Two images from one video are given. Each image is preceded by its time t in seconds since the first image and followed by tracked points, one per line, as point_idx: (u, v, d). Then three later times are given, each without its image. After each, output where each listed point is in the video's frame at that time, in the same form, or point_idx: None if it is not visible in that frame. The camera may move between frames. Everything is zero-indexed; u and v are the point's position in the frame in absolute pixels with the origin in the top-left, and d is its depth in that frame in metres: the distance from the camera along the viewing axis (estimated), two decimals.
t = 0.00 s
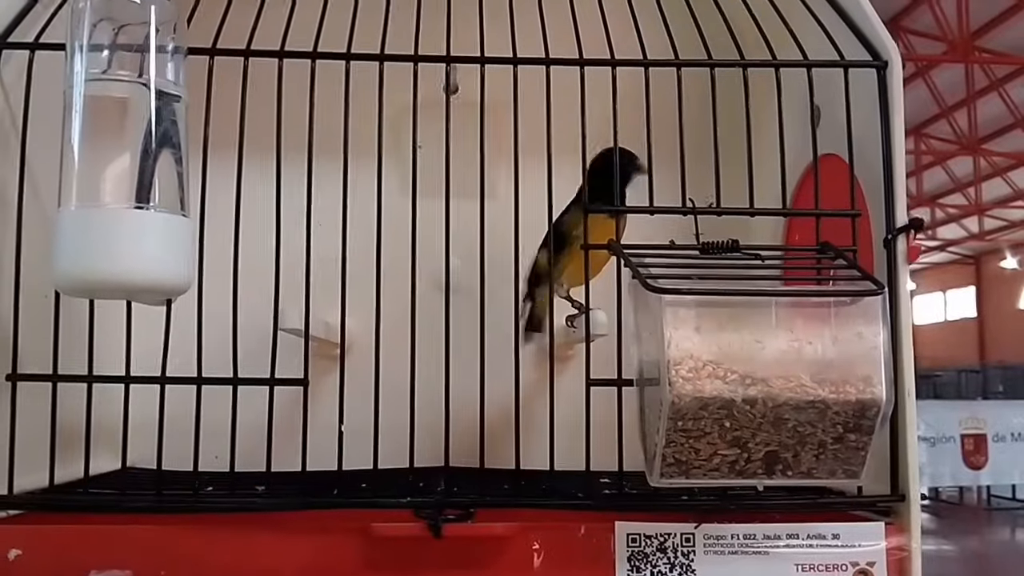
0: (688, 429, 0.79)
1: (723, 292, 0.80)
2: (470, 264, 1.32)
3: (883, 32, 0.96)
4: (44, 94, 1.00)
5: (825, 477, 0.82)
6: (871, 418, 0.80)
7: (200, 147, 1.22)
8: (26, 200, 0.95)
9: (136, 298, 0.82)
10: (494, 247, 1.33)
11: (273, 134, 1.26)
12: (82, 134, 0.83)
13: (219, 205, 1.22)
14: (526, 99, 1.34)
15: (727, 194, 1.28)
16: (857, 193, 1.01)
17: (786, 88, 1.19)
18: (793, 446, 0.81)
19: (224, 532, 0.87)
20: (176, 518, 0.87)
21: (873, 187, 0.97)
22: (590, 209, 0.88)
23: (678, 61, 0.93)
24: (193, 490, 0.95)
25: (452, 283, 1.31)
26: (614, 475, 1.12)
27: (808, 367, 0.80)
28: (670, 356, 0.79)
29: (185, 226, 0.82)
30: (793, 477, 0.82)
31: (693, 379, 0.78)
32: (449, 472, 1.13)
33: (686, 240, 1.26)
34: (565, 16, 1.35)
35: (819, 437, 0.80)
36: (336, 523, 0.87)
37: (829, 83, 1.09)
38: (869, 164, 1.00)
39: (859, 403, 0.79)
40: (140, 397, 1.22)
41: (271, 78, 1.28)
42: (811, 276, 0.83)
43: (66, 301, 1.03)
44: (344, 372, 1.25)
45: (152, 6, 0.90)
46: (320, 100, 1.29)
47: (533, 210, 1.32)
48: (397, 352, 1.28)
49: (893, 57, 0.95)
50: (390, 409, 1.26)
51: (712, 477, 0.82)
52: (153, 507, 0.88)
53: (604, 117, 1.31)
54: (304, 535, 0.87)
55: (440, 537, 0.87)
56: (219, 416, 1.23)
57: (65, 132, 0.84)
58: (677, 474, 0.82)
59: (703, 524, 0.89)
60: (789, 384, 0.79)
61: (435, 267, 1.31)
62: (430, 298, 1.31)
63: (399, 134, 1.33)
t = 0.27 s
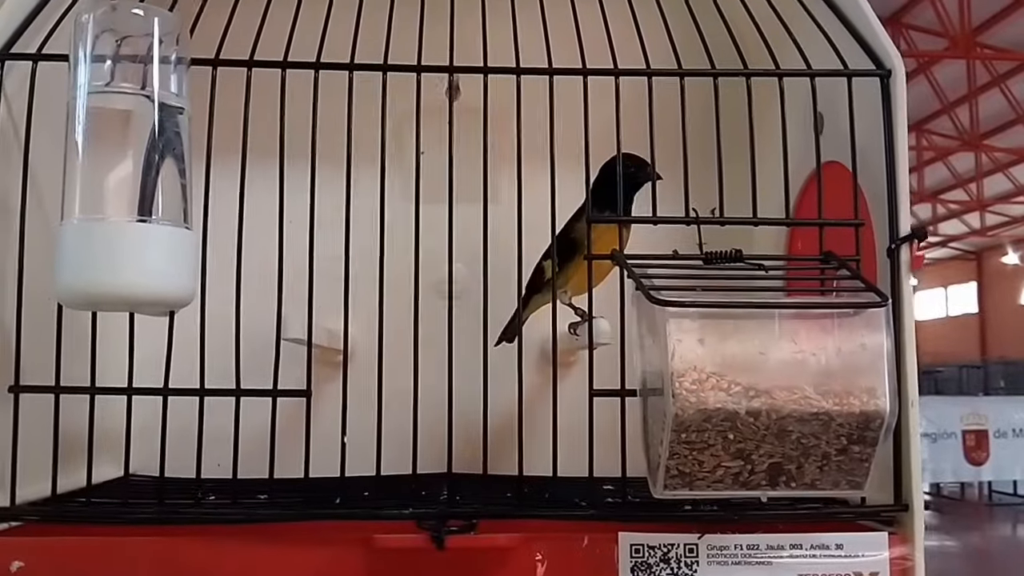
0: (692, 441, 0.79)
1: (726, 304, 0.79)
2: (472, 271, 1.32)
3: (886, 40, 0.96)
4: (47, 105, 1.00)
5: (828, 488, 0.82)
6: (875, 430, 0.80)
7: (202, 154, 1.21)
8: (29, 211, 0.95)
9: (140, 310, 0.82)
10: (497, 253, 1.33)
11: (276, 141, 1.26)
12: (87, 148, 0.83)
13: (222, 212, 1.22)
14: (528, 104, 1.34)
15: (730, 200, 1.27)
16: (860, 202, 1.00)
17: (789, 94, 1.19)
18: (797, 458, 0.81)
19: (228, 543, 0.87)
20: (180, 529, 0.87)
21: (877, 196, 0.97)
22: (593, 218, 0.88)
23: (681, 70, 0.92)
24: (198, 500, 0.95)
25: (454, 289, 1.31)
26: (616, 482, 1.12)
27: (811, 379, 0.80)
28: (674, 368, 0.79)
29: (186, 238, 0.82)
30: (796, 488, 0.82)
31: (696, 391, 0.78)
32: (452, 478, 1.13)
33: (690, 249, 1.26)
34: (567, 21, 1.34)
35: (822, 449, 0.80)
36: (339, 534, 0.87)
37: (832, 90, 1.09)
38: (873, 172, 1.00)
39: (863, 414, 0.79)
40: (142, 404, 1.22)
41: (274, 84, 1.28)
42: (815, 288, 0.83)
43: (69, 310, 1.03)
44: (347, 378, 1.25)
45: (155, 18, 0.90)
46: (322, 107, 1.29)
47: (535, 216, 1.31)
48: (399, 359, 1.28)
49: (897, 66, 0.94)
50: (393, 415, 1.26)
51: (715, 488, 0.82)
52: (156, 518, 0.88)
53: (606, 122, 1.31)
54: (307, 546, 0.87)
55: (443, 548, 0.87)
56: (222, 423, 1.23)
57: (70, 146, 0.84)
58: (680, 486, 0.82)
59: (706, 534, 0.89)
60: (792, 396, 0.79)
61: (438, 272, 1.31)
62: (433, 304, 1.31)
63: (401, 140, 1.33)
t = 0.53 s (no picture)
0: (695, 450, 0.79)
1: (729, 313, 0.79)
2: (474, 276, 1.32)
3: (889, 47, 0.96)
4: (48, 114, 0.99)
5: (832, 496, 0.82)
6: (879, 438, 0.80)
7: (204, 161, 1.21)
8: (29, 221, 0.95)
9: (140, 321, 0.81)
10: (499, 258, 1.32)
11: (277, 148, 1.26)
12: (88, 158, 0.82)
13: (224, 219, 1.22)
14: (529, 110, 1.34)
15: (733, 205, 1.27)
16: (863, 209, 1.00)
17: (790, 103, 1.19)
18: (800, 466, 0.81)
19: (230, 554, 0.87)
20: (182, 540, 0.87)
21: (879, 203, 0.97)
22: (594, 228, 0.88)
23: (683, 77, 0.92)
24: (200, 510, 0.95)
25: (456, 295, 1.31)
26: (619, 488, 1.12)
27: (816, 387, 0.80)
28: (677, 377, 0.79)
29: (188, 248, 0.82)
30: (800, 497, 0.81)
31: (699, 401, 0.78)
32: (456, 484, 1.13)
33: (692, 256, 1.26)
34: (567, 27, 1.34)
35: (826, 457, 0.80)
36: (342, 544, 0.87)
37: (834, 96, 1.09)
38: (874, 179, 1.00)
39: (867, 423, 0.79)
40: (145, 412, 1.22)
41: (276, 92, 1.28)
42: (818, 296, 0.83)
43: (70, 320, 1.03)
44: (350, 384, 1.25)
45: (155, 28, 0.90)
46: (324, 113, 1.29)
47: (537, 222, 1.31)
48: (401, 365, 1.28)
49: (898, 72, 0.94)
50: (395, 422, 1.26)
51: (719, 497, 0.82)
52: (158, 529, 0.88)
53: (607, 127, 1.31)
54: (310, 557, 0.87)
55: (446, 558, 0.86)
56: (225, 430, 1.23)
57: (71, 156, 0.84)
58: (684, 495, 0.82)
59: (709, 542, 0.88)
60: (796, 404, 0.79)
61: (440, 278, 1.31)
62: (435, 310, 1.31)
63: (402, 145, 1.33)
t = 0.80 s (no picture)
0: (696, 456, 0.79)
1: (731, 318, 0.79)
2: (475, 279, 1.31)
3: (892, 51, 0.95)
4: (47, 116, 0.99)
5: (833, 502, 0.82)
6: (881, 444, 0.79)
7: (205, 162, 1.21)
8: (29, 224, 0.95)
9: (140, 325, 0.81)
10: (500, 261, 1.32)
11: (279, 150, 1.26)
12: (87, 160, 0.82)
13: (224, 221, 1.22)
14: (530, 114, 1.34)
15: (735, 210, 1.26)
16: (865, 213, 1.00)
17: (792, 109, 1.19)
18: (802, 472, 0.80)
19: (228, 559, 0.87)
20: (180, 544, 0.87)
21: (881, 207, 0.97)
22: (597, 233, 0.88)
23: (685, 80, 0.92)
24: (199, 514, 0.94)
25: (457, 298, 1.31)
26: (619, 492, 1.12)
27: (817, 393, 0.79)
28: (678, 383, 0.78)
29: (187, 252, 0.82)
30: (800, 503, 0.81)
31: (700, 406, 0.78)
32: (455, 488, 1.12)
33: (693, 261, 1.25)
34: (569, 30, 1.34)
35: (827, 463, 0.80)
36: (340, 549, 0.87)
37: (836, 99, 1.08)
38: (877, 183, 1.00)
39: (869, 429, 0.79)
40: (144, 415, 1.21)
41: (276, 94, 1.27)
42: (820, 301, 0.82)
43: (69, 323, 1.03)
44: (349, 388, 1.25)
45: (156, 31, 0.90)
46: (326, 115, 1.29)
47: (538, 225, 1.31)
48: (401, 368, 1.28)
49: (901, 76, 0.94)
50: (395, 425, 1.26)
51: (719, 503, 0.81)
52: (157, 533, 0.87)
53: (609, 131, 1.31)
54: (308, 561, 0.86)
55: (445, 563, 0.86)
56: (224, 434, 1.23)
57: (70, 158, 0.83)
58: (684, 500, 0.81)
59: (709, 548, 0.88)
60: (797, 410, 0.78)
61: (440, 281, 1.31)
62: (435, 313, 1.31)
63: (403, 148, 1.33)
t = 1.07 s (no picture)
0: (698, 470, 0.79)
1: (732, 333, 0.79)
2: (477, 288, 1.32)
3: (892, 65, 0.96)
4: (52, 129, 1.00)
5: (835, 516, 0.82)
6: (882, 459, 0.80)
7: (208, 172, 1.21)
8: (33, 236, 0.95)
9: (145, 339, 0.82)
10: (501, 271, 1.32)
11: (282, 160, 1.26)
12: (91, 175, 0.83)
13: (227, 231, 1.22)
14: (532, 124, 1.34)
15: (737, 220, 1.27)
16: (865, 226, 1.00)
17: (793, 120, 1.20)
18: (803, 487, 0.81)
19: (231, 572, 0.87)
20: (184, 557, 0.87)
21: (882, 220, 0.97)
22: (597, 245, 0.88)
23: (686, 94, 0.92)
24: (202, 526, 0.95)
25: (459, 307, 1.31)
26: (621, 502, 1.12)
27: (819, 407, 0.80)
28: (680, 398, 0.79)
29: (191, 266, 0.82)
30: (802, 517, 0.82)
31: (701, 421, 0.78)
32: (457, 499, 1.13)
33: (694, 275, 1.25)
34: (571, 39, 1.34)
35: (829, 478, 0.80)
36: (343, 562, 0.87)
37: (836, 111, 1.08)
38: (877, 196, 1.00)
39: (870, 444, 0.79)
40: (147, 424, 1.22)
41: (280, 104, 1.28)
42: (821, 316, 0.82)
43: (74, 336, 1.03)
44: (352, 397, 1.25)
45: (159, 45, 0.90)
46: (328, 125, 1.29)
47: (539, 235, 1.31)
48: (403, 377, 1.28)
49: (901, 89, 0.94)
50: (397, 434, 1.26)
51: (721, 517, 0.82)
52: (161, 546, 0.87)
53: (611, 141, 1.31)
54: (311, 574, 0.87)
55: None
56: (227, 444, 1.23)
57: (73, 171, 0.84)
58: (687, 514, 0.82)
59: (712, 560, 0.88)
60: (799, 425, 0.79)
61: (442, 290, 1.31)
62: (437, 322, 1.31)
63: (405, 158, 1.33)
